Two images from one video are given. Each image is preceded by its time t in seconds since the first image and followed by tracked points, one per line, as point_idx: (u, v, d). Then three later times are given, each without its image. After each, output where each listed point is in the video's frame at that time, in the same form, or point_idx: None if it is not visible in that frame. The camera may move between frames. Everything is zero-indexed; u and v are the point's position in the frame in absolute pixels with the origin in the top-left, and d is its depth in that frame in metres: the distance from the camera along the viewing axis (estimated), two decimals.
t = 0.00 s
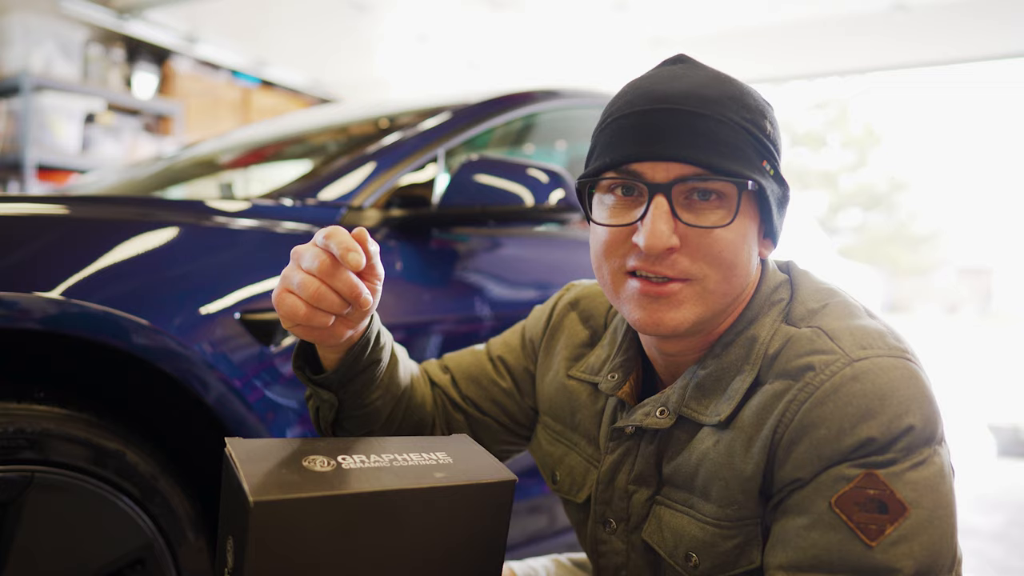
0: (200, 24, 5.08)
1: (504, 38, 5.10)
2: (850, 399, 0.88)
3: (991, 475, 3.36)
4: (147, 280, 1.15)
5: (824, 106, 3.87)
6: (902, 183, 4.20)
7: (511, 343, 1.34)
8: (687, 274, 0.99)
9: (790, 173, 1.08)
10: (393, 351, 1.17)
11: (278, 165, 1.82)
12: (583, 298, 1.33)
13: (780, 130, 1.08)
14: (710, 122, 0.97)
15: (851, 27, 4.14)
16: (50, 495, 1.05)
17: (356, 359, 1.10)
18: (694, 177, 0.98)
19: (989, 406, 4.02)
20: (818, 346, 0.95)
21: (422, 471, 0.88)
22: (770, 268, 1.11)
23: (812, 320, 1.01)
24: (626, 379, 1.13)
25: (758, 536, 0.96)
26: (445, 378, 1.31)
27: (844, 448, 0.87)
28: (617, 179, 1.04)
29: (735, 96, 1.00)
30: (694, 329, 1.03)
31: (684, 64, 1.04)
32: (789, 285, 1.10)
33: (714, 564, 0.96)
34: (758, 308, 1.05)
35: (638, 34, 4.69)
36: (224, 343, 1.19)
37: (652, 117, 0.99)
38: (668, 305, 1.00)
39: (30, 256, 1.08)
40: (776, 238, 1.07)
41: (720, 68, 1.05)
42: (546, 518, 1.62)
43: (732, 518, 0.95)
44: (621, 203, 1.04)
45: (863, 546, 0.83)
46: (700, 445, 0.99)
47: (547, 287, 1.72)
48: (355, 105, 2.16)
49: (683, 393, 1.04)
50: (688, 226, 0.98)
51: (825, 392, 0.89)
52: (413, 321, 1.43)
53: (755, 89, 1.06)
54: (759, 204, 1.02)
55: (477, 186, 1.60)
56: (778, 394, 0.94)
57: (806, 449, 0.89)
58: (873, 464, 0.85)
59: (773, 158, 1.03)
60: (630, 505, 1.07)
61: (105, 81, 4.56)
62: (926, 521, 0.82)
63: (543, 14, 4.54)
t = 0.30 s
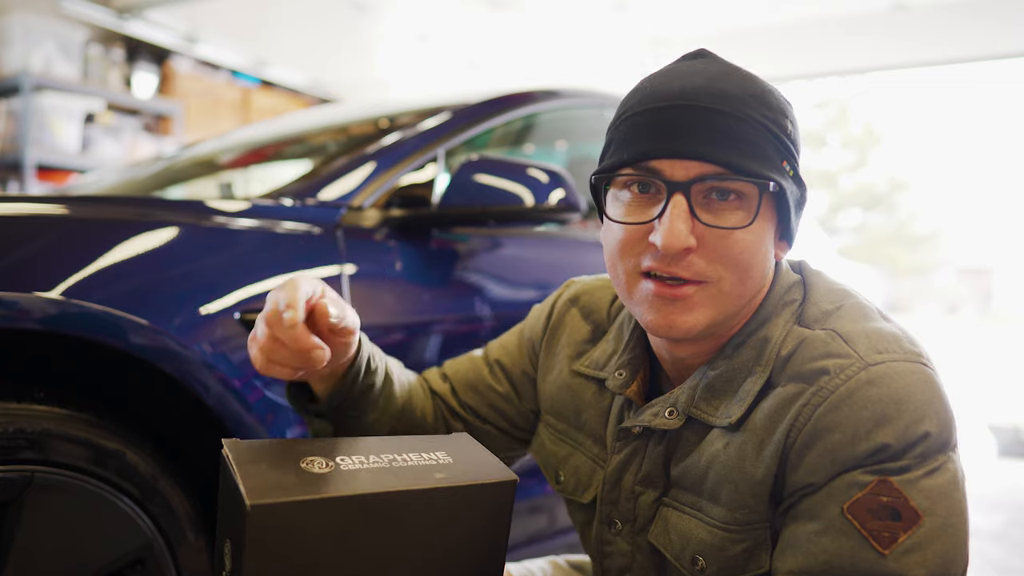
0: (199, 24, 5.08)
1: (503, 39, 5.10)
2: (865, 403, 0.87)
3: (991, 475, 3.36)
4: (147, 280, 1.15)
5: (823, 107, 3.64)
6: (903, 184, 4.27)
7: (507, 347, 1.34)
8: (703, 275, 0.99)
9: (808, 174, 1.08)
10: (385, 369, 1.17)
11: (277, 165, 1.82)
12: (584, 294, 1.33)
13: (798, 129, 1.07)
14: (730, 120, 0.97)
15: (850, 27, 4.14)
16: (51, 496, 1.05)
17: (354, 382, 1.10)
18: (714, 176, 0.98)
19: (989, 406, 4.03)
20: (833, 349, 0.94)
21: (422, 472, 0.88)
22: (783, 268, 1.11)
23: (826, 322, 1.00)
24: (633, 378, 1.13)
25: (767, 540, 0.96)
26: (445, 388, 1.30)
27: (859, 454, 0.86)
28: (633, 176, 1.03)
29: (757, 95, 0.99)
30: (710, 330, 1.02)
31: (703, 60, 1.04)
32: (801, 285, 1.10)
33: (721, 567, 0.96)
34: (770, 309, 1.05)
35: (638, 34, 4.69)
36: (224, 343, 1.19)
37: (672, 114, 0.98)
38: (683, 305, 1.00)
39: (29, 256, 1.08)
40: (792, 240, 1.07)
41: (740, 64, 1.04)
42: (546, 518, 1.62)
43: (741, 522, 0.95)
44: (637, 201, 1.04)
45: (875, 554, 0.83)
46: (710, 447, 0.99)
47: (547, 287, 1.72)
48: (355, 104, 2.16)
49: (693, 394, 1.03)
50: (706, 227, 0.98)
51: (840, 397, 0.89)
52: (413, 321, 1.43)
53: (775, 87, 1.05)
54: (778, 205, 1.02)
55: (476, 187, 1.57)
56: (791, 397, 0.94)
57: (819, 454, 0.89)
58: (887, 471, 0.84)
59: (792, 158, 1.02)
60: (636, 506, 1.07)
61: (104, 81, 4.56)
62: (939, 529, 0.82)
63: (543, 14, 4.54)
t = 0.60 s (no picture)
0: (199, 24, 5.08)
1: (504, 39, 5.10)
2: (863, 406, 0.88)
3: (990, 475, 3.36)
4: (148, 280, 1.15)
5: (825, 105, 3.91)
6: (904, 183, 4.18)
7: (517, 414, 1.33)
8: (698, 276, 0.99)
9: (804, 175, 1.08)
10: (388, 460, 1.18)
11: (277, 165, 1.81)
12: (563, 317, 1.36)
13: (794, 130, 1.07)
14: (725, 120, 0.97)
15: (851, 27, 4.16)
16: (51, 495, 1.05)
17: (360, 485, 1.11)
18: (708, 176, 0.98)
19: (988, 405, 4.04)
20: (829, 351, 0.94)
21: (423, 475, 0.88)
22: (777, 270, 1.11)
23: (822, 323, 1.00)
24: (627, 387, 1.13)
25: (766, 546, 0.96)
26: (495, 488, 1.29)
27: (858, 458, 0.86)
28: (628, 176, 1.03)
29: (752, 94, 0.99)
30: (704, 330, 1.02)
31: (699, 60, 1.04)
32: (795, 286, 1.10)
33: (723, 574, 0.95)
34: (763, 311, 1.05)
35: (638, 34, 4.69)
36: (224, 343, 1.19)
37: (667, 113, 0.98)
38: (677, 306, 1.00)
39: (28, 256, 1.08)
40: (786, 240, 1.06)
41: (735, 64, 1.04)
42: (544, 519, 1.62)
43: (739, 528, 0.95)
44: (631, 201, 1.04)
45: (877, 558, 0.83)
46: (708, 452, 0.99)
47: (547, 287, 1.72)
48: (354, 104, 2.16)
49: (690, 399, 1.03)
50: (699, 226, 0.98)
51: (838, 400, 0.89)
52: (413, 321, 1.43)
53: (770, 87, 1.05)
54: (772, 205, 1.02)
55: (478, 186, 1.58)
56: (788, 401, 0.94)
57: (818, 458, 0.89)
58: (888, 474, 0.85)
59: (787, 158, 1.02)
60: (637, 515, 1.06)
61: (104, 81, 4.56)
62: (940, 531, 0.82)
63: (543, 14, 4.54)
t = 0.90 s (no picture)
0: (199, 24, 5.08)
1: (504, 39, 5.10)
2: (835, 402, 0.88)
3: (990, 475, 3.37)
4: (148, 280, 1.15)
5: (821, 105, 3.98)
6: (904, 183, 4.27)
7: (504, 427, 1.32)
8: (668, 280, 0.98)
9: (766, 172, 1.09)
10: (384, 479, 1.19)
11: (277, 165, 1.81)
12: (547, 330, 1.36)
13: (752, 127, 1.08)
14: (681, 126, 0.97)
15: (852, 27, 4.16)
16: (51, 495, 1.05)
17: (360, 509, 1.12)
18: (669, 181, 0.98)
19: (988, 405, 4.05)
20: (801, 349, 0.95)
21: (423, 477, 0.88)
22: (751, 269, 1.11)
23: (795, 321, 1.01)
24: (610, 394, 1.13)
25: (749, 545, 0.96)
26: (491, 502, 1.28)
27: (831, 454, 0.87)
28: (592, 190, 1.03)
29: (705, 97, 1.00)
30: (679, 335, 1.02)
31: (651, 70, 1.05)
32: (770, 285, 1.10)
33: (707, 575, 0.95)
34: (738, 312, 1.05)
35: (638, 34, 4.68)
36: (224, 343, 1.19)
37: (625, 124, 0.99)
38: (653, 314, 0.99)
39: (28, 256, 1.08)
40: (756, 236, 1.06)
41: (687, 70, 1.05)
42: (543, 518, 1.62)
43: (722, 528, 0.95)
44: (598, 214, 1.03)
45: (855, 552, 0.84)
46: (689, 454, 0.99)
47: (547, 287, 1.72)
48: (354, 104, 2.16)
49: (670, 402, 1.04)
50: (665, 231, 0.98)
51: (810, 397, 0.90)
52: (413, 321, 1.43)
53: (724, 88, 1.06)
54: (738, 203, 1.02)
55: (478, 186, 1.65)
56: (762, 400, 0.94)
57: (793, 456, 0.89)
58: (862, 468, 0.85)
59: (747, 156, 1.03)
60: (625, 519, 1.06)
61: (104, 81, 4.56)
62: (918, 523, 0.83)
63: (543, 14, 4.53)
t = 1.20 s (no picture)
0: (199, 24, 5.07)
1: (504, 39, 5.10)
2: (814, 395, 0.89)
3: (990, 475, 3.37)
4: (148, 280, 1.15)
5: (824, 105, 4.13)
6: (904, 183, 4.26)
7: (494, 426, 1.31)
8: (646, 280, 0.98)
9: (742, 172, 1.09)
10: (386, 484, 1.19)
11: (277, 165, 1.81)
12: (535, 332, 1.35)
13: (725, 128, 1.07)
14: (652, 130, 0.97)
15: (852, 28, 4.17)
16: (51, 495, 1.05)
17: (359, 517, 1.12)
18: (644, 183, 0.98)
19: (988, 405, 4.05)
20: (780, 345, 0.95)
21: (426, 469, 0.90)
22: (731, 269, 1.12)
23: (774, 318, 1.01)
24: (598, 393, 1.13)
25: (736, 539, 0.96)
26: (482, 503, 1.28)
27: (811, 445, 0.87)
28: (570, 196, 1.03)
29: (676, 100, 1.00)
30: (658, 334, 1.02)
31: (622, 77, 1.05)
32: (751, 285, 1.10)
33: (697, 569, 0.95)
34: (719, 311, 1.05)
35: (638, 34, 4.67)
36: (224, 343, 1.19)
37: (598, 130, 0.99)
38: (633, 313, 0.99)
39: (28, 256, 1.08)
40: (733, 235, 1.06)
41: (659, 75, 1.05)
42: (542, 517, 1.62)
43: (709, 522, 0.95)
44: (576, 218, 1.04)
45: (837, 541, 0.84)
46: (674, 450, 0.99)
47: (547, 287, 1.72)
48: (354, 104, 2.16)
49: (655, 400, 1.04)
50: (641, 232, 0.98)
51: (789, 391, 0.90)
52: (413, 321, 1.43)
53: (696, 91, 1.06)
54: (712, 203, 1.02)
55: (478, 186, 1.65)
56: (743, 396, 0.95)
57: (774, 449, 0.90)
58: (843, 459, 0.85)
59: (720, 157, 1.03)
60: (615, 517, 1.06)
61: (104, 81, 4.57)
62: (900, 512, 0.83)
63: (542, 14, 4.53)
